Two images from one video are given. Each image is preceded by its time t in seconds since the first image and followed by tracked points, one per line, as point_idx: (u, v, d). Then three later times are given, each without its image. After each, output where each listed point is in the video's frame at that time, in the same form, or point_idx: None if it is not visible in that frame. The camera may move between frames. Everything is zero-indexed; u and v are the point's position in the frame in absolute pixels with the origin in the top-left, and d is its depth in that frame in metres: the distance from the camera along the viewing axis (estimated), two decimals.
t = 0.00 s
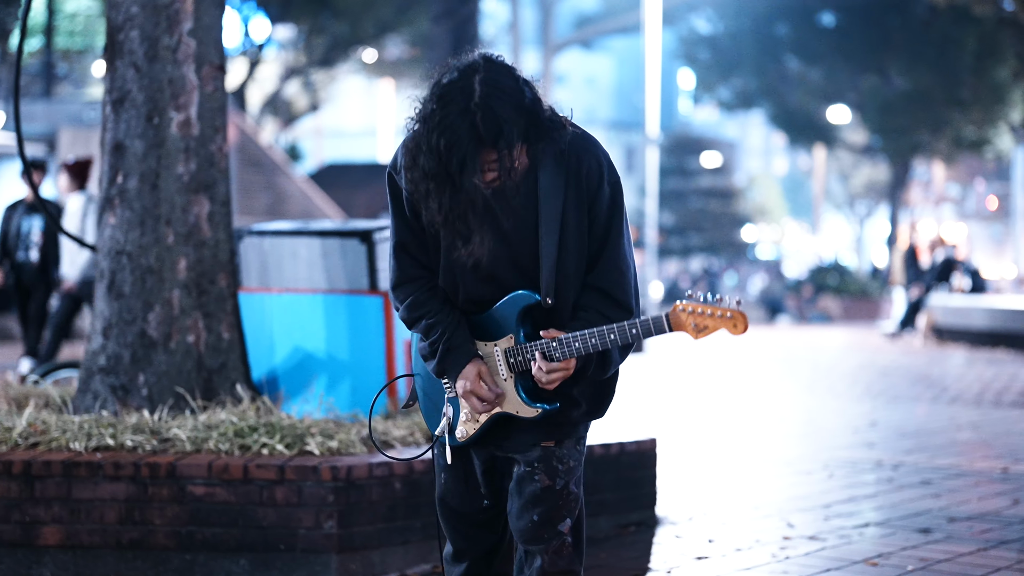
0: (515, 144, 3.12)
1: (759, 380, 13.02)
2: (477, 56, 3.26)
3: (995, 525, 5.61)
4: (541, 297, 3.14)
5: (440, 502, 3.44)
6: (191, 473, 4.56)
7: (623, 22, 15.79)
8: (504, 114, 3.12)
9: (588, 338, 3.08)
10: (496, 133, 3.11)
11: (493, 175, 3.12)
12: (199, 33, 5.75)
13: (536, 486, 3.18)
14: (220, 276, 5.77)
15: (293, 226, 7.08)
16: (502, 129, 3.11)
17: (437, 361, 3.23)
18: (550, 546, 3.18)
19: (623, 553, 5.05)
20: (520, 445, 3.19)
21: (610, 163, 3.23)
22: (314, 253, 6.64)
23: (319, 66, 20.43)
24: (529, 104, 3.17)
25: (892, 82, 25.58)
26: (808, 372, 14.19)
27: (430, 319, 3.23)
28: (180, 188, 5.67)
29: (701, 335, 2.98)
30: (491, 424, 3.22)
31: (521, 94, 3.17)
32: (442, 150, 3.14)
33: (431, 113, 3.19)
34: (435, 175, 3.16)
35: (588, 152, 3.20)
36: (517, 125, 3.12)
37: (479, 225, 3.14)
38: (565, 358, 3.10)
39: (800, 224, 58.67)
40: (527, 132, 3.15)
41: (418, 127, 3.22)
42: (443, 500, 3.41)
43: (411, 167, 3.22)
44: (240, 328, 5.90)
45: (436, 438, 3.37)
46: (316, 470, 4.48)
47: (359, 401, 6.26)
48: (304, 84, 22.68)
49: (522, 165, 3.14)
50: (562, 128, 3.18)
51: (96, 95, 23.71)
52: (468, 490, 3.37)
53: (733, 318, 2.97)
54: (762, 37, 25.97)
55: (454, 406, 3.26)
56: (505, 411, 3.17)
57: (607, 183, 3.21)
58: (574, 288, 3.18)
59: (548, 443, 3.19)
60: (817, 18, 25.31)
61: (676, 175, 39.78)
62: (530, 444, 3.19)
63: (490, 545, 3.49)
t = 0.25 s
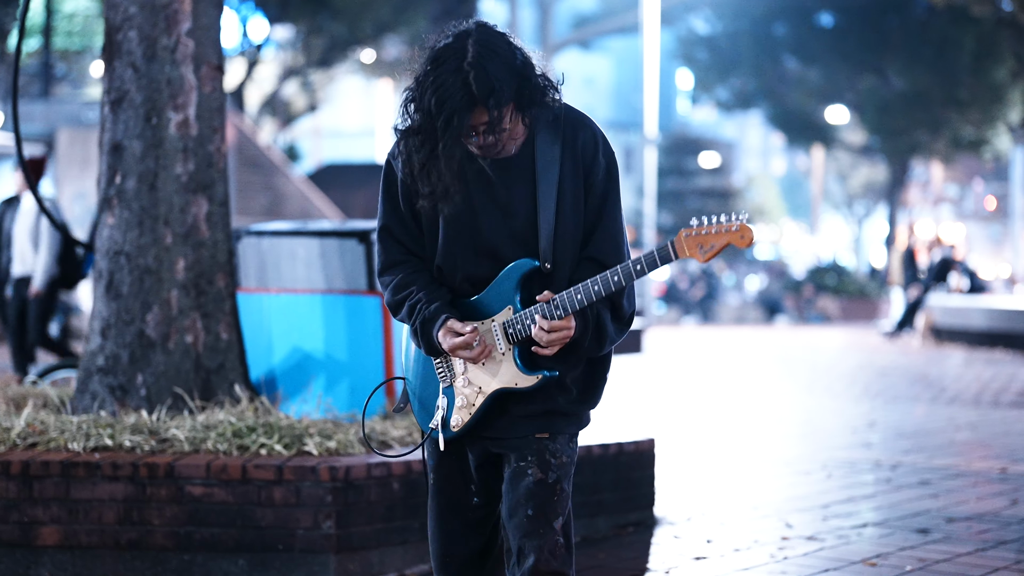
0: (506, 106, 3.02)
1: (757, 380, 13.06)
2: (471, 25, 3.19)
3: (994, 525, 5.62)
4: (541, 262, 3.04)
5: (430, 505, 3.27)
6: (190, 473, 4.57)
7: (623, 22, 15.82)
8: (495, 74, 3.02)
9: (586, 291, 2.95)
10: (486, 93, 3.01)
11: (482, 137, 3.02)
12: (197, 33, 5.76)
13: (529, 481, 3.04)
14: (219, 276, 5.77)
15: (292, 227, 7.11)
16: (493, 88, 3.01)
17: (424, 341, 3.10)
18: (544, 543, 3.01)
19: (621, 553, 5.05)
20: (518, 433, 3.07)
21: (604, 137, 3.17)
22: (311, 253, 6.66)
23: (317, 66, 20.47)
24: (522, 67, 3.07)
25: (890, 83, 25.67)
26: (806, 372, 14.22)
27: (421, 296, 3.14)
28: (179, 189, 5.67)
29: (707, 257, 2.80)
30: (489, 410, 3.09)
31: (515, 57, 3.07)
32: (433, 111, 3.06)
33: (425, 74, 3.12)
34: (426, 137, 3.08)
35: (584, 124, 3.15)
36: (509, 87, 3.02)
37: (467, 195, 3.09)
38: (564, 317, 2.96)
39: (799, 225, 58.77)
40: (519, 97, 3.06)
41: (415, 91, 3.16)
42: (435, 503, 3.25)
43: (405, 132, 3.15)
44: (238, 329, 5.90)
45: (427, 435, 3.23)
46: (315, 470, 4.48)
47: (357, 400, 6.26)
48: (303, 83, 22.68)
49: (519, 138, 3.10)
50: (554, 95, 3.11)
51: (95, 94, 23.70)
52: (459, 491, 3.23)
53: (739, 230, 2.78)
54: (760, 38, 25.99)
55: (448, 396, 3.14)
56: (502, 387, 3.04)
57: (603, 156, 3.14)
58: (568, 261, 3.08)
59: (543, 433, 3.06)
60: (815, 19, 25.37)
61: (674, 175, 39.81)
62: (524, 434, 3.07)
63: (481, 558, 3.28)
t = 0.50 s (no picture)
0: (512, 101, 3.04)
1: (757, 381, 13.07)
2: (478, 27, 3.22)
3: (993, 525, 5.63)
4: (540, 247, 3.04)
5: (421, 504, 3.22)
6: (188, 474, 4.57)
7: (621, 22, 15.83)
8: (503, 70, 3.04)
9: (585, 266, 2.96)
10: (494, 88, 3.03)
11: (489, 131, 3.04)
12: (196, 33, 5.76)
13: (509, 472, 2.98)
14: (217, 277, 5.77)
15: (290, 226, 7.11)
16: (500, 83, 3.03)
17: (427, 319, 3.06)
18: (522, 536, 2.94)
19: (620, 553, 5.05)
20: (505, 423, 3.03)
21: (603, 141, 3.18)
22: (310, 254, 6.66)
23: (316, 67, 20.48)
24: (529, 65, 3.09)
25: (889, 84, 25.70)
26: (806, 373, 14.23)
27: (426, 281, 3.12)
28: (178, 189, 5.67)
29: (711, 216, 2.89)
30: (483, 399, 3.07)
31: (523, 55, 3.10)
32: (440, 102, 3.07)
33: (433, 67, 3.13)
34: (430, 128, 3.09)
35: (583, 124, 3.17)
36: (516, 83, 3.05)
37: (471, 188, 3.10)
38: (564, 292, 2.97)
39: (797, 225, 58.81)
40: (525, 95, 3.08)
41: (421, 83, 3.17)
42: (425, 500, 3.20)
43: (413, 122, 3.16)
44: (237, 329, 5.91)
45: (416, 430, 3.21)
46: (313, 470, 4.48)
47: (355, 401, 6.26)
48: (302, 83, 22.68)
49: (522, 137, 3.13)
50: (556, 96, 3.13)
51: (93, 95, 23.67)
52: (452, 490, 3.18)
53: (743, 186, 2.88)
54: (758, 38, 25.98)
55: (441, 389, 3.11)
56: (501, 369, 3.04)
57: (603, 159, 3.15)
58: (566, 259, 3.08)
59: (527, 425, 3.02)
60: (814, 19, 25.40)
61: (673, 176, 39.81)
62: (510, 424, 3.03)
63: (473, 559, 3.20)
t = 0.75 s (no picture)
0: (522, 108, 3.08)
1: (757, 381, 13.08)
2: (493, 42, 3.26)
3: (991, 525, 5.63)
4: (540, 252, 3.05)
5: (406, 505, 3.22)
6: (187, 474, 4.57)
7: (620, 23, 15.85)
8: (514, 76, 3.08)
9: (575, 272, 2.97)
10: (504, 92, 3.07)
11: (498, 136, 3.08)
12: (195, 34, 5.76)
13: (485, 470, 2.97)
14: (216, 277, 5.78)
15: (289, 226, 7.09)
16: (510, 89, 3.08)
17: (421, 323, 3.04)
18: (496, 535, 2.93)
19: (619, 554, 5.05)
20: (486, 422, 3.02)
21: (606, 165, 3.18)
22: (309, 254, 6.64)
23: (315, 67, 20.47)
24: (538, 74, 3.13)
25: (888, 84, 25.73)
26: (805, 373, 14.22)
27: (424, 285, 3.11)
28: (176, 189, 5.67)
29: (711, 214, 2.90)
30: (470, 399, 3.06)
31: (533, 66, 3.14)
32: (452, 105, 3.12)
33: (446, 72, 3.18)
34: (442, 131, 3.13)
35: (587, 146, 3.18)
36: (526, 91, 3.09)
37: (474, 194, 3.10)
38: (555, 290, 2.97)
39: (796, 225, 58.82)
40: (534, 103, 3.13)
41: (434, 90, 3.21)
42: (410, 501, 3.20)
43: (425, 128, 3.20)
44: (236, 329, 5.91)
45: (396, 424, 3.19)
46: (312, 471, 4.49)
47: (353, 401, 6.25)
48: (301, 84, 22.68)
49: (530, 151, 3.16)
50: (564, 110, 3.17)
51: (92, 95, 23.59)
52: (437, 490, 3.19)
53: (743, 183, 2.91)
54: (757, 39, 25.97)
55: (428, 387, 3.10)
56: (491, 365, 3.01)
57: (605, 182, 3.15)
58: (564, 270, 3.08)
59: (507, 425, 3.00)
60: (812, 19, 25.41)
61: (672, 176, 39.79)
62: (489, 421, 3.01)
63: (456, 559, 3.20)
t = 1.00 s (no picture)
0: (522, 96, 3.07)
1: (755, 381, 13.11)
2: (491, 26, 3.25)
3: (991, 525, 5.63)
4: (539, 248, 3.07)
5: (410, 505, 3.22)
6: (186, 474, 4.57)
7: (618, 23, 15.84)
8: (512, 62, 3.08)
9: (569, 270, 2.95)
10: (503, 80, 3.06)
11: (497, 125, 3.07)
12: (193, 34, 5.75)
13: (488, 469, 2.98)
14: (215, 277, 5.77)
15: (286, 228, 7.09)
16: (509, 76, 3.06)
17: (419, 320, 3.04)
18: (498, 533, 2.95)
19: (619, 554, 5.05)
20: (486, 420, 3.01)
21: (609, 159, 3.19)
22: (308, 255, 6.64)
23: (314, 69, 20.27)
24: (537, 63, 3.12)
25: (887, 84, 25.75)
26: (803, 372, 14.28)
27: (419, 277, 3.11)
28: (175, 190, 5.67)
29: (715, 212, 2.91)
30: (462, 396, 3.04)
31: (532, 54, 3.13)
32: (450, 94, 3.11)
33: (443, 61, 3.18)
34: (440, 120, 3.13)
35: (587, 141, 3.18)
36: (526, 79, 3.08)
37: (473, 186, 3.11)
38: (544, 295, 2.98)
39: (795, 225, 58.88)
40: (535, 92, 3.11)
41: (433, 80, 3.20)
42: (414, 497, 3.21)
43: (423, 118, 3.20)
44: (235, 329, 5.91)
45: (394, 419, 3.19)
46: (311, 471, 4.48)
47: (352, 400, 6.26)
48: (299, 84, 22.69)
49: (531, 141, 3.16)
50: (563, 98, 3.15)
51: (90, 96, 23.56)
52: (441, 486, 3.19)
53: (748, 184, 2.91)
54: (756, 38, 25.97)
55: (426, 381, 3.09)
56: (489, 360, 3.00)
57: (606, 175, 3.15)
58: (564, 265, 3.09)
59: (506, 423, 3.00)
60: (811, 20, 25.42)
61: (670, 176, 39.85)
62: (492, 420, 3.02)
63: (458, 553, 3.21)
